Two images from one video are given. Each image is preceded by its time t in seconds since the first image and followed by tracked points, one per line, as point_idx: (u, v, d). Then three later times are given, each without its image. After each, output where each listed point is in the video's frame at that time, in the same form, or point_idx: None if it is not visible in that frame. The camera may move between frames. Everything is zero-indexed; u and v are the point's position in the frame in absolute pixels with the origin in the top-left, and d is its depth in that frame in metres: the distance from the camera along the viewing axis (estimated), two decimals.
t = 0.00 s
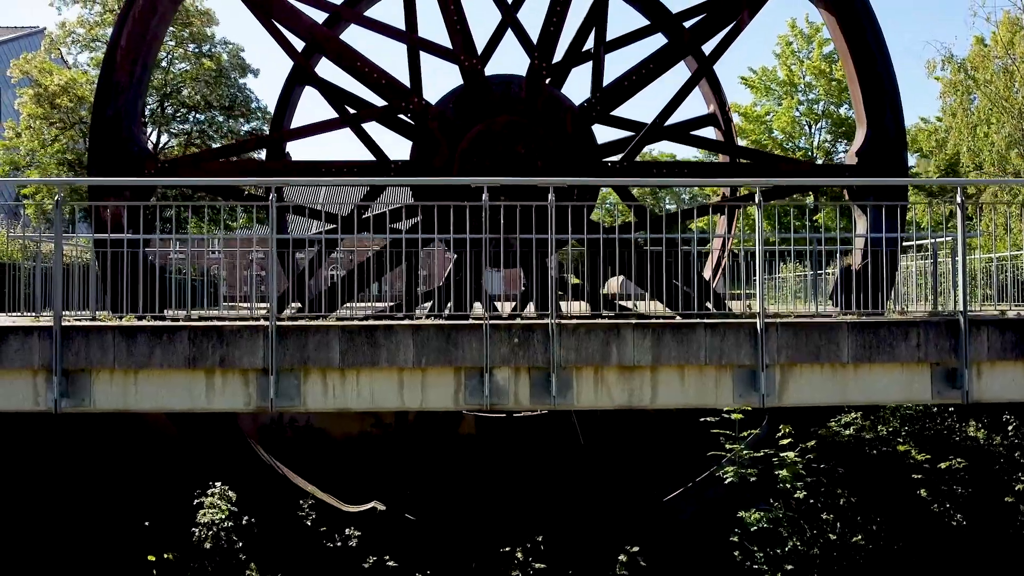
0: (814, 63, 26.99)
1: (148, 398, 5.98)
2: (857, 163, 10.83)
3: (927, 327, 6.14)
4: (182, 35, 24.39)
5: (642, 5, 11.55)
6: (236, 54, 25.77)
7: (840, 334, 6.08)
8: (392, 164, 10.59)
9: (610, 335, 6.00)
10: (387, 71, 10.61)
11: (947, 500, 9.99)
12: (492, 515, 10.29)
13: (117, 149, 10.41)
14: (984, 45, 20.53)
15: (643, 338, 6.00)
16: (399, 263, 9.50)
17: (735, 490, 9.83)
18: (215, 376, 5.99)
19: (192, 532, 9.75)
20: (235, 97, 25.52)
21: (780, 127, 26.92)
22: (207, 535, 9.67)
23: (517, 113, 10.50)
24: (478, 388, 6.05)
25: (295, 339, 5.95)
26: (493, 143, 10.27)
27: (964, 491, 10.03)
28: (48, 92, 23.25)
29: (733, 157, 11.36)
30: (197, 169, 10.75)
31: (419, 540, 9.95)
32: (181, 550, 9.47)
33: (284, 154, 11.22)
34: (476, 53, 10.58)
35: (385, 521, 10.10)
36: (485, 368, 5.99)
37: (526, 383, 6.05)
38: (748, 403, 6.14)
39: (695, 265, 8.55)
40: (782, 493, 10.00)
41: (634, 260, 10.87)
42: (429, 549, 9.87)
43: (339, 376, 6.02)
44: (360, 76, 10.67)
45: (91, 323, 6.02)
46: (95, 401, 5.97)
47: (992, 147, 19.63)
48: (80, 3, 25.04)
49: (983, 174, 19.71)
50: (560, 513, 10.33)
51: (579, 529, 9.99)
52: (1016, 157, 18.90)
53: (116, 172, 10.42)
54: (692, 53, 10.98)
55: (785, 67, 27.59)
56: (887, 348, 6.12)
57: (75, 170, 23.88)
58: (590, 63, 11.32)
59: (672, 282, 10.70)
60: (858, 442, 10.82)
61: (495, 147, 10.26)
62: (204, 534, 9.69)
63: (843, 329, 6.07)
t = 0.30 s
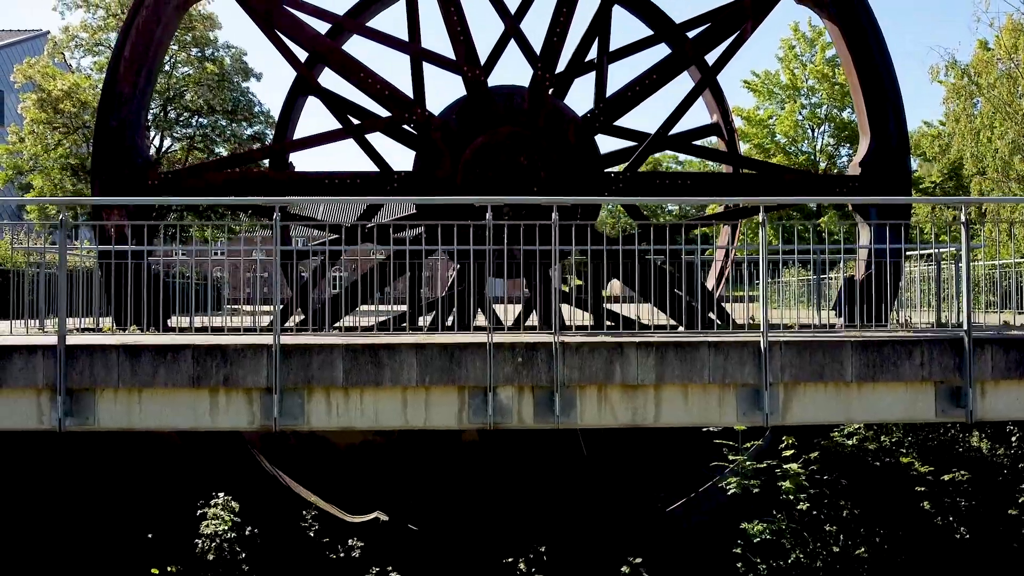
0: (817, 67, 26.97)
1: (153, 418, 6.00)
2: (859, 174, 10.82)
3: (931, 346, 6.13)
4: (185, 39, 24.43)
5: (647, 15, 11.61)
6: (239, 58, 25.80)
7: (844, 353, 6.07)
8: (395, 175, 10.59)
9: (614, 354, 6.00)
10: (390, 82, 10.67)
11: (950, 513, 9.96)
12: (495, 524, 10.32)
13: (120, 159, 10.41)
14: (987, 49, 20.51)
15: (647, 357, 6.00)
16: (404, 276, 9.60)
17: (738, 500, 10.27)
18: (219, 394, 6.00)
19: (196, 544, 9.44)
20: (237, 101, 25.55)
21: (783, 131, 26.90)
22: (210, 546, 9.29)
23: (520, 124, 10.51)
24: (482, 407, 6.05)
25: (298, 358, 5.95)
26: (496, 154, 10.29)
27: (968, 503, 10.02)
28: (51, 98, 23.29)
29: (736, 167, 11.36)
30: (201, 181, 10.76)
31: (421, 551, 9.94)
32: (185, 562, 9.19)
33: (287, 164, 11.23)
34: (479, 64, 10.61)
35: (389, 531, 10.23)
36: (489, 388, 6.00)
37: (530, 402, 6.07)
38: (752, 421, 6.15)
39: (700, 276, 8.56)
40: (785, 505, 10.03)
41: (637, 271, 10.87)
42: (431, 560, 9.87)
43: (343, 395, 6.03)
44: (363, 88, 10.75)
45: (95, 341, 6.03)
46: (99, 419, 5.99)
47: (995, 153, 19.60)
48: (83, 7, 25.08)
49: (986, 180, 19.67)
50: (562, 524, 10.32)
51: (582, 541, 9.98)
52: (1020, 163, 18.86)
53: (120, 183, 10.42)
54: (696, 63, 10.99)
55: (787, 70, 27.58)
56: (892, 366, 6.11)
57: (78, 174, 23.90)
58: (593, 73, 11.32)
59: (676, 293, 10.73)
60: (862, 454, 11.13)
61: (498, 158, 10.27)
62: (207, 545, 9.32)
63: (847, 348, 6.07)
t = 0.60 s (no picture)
0: (818, 70, 26.92)
1: (153, 435, 5.99)
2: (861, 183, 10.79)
3: (933, 363, 6.12)
4: (185, 43, 24.42)
5: (649, 24, 11.61)
6: (239, 61, 25.78)
7: (846, 370, 6.06)
8: (397, 186, 10.62)
9: (615, 373, 5.99)
10: (390, 92, 10.67)
11: (951, 525, 9.99)
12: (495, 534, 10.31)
13: (121, 169, 10.41)
14: (988, 54, 20.50)
15: (648, 375, 5.99)
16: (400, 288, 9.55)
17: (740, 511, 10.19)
18: (220, 412, 5.99)
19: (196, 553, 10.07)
20: (237, 105, 25.53)
21: (783, 135, 26.89)
22: (212, 557, 9.99)
23: (521, 134, 10.49)
24: (483, 425, 6.04)
25: (299, 376, 5.94)
26: (497, 165, 10.25)
27: (969, 515, 10.05)
28: (52, 102, 23.32)
29: (737, 176, 11.33)
30: (201, 191, 10.71)
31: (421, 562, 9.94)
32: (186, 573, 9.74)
33: (288, 174, 11.21)
34: (480, 74, 10.60)
35: (388, 541, 9.89)
36: (491, 405, 5.98)
37: (531, 419, 6.06)
38: (754, 439, 6.13)
39: (701, 287, 8.56)
40: (787, 516, 10.15)
41: (637, 280, 10.86)
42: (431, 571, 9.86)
43: (344, 412, 6.02)
44: (365, 97, 10.76)
45: (95, 359, 6.02)
46: (100, 437, 5.98)
47: (996, 158, 19.58)
48: (83, 11, 25.07)
49: (987, 185, 19.64)
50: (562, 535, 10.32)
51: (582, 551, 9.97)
52: (1020, 168, 18.84)
53: (121, 193, 10.40)
54: (697, 72, 10.97)
55: (788, 74, 27.54)
56: (894, 384, 6.10)
57: (78, 178, 23.88)
58: (594, 82, 11.29)
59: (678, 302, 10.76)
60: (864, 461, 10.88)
61: (499, 169, 10.24)
62: (209, 555, 10.02)
63: (848, 366, 6.06)
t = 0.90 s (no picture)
0: (818, 74, 26.92)
1: (153, 453, 5.98)
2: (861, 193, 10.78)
3: (933, 381, 6.11)
4: (185, 47, 24.43)
5: (650, 34, 11.60)
6: (239, 65, 25.79)
7: (846, 389, 6.05)
8: (397, 195, 10.62)
9: (616, 391, 5.98)
10: (391, 102, 10.66)
11: (952, 537, 9.99)
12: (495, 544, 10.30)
13: (121, 179, 10.40)
14: (988, 59, 20.51)
15: (649, 394, 5.98)
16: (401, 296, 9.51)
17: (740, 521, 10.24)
18: (219, 431, 5.98)
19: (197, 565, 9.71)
20: (237, 109, 25.54)
21: (783, 138, 26.89)
22: (211, 567, 9.60)
23: (522, 144, 10.47)
24: (483, 443, 6.03)
25: (299, 395, 5.93)
26: (498, 175, 10.24)
27: (969, 527, 10.05)
28: (52, 106, 23.32)
29: (737, 185, 11.33)
30: (201, 201, 10.69)
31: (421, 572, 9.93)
32: None
33: (288, 183, 11.20)
34: (481, 84, 10.58)
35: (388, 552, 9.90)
36: (491, 424, 5.97)
37: (532, 436, 6.06)
38: (755, 456, 6.12)
39: (702, 298, 8.54)
40: (788, 527, 10.16)
41: (638, 290, 10.85)
42: None
43: (344, 430, 6.01)
44: (365, 107, 10.76)
45: (95, 377, 6.02)
46: (99, 455, 5.98)
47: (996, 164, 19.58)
48: (83, 15, 25.07)
49: (987, 190, 19.63)
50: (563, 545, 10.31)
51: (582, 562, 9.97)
52: (1021, 174, 18.83)
53: (120, 203, 10.38)
54: (698, 82, 10.95)
55: (788, 77, 27.53)
56: (895, 402, 6.09)
57: (78, 182, 23.89)
58: (594, 91, 11.28)
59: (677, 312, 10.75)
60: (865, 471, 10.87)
61: (500, 179, 10.24)
62: (208, 566, 9.63)
63: (849, 384, 6.05)
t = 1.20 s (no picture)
0: (819, 77, 26.92)
1: (153, 469, 5.98)
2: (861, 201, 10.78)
3: (934, 396, 6.11)
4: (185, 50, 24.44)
5: (651, 41, 11.59)
6: (239, 68, 25.80)
7: (847, 403, 6.05)
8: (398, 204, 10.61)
9: (616, 406, 5.98)
10: (391, 110, 10.66)
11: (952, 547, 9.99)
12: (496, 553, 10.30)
13: (121, 187, 10.41)
14: (988, 63, 20.52)
15: (649, 409, 5.98)
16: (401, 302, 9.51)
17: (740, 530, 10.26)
18: (219, 446, 5.97)
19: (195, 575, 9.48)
20: (237, 112, 25.55)
21: (783, 141, 26.90)
22: None
23: (522, 153, 10.47)
24: (483, 458, 6.03)
25: (299, 410, 5.93)
26: (498, 184, 10.24)
27: (970, 537, 10.04)
28: (52, 110, 23.33)
29: (737, 193, 11.33)
30: (200, 209, 10.67)
31: None
32: None
33: (289, 191, 11.20)
34: (481, 92, 10.58)
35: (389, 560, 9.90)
36: (491, 439, 5.97)
37: (532, 451, 6.05)
38: (755, 471, 6.12)
39: (702, 307, 8.52)
40: (788, 536, 10.18)
41: (638, 299, 10.85)
42: None
43: (344, 446, 6.01)
44: (365, 115, 10.76)
45: (95, 392, 6.01)
46: (99, 470, 5.97)
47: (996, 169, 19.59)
48: (83, 18, 25.07)
49: (988, 195, 19.61)
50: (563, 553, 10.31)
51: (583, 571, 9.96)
52: (1021, 179, 18.84)
53: (121, 211, 10.38)
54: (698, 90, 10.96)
55: (788, 81, 27.52)
56: (895, 417, 6.08)
57: (78, 185, 23.86)
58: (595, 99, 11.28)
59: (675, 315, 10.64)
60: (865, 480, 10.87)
61: (500, 188, 10.24)
62: None
63: (849, 399, 6.04)
